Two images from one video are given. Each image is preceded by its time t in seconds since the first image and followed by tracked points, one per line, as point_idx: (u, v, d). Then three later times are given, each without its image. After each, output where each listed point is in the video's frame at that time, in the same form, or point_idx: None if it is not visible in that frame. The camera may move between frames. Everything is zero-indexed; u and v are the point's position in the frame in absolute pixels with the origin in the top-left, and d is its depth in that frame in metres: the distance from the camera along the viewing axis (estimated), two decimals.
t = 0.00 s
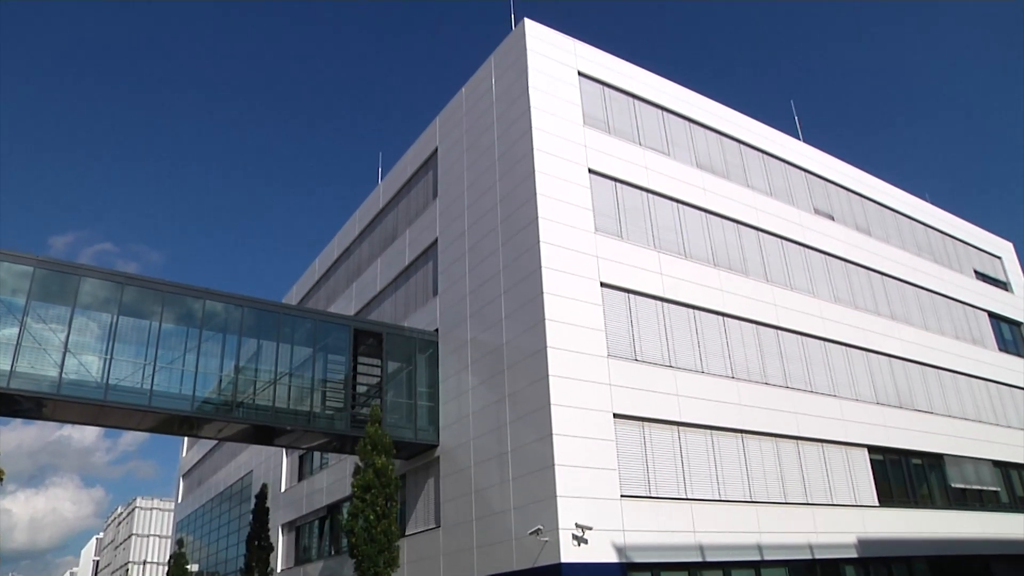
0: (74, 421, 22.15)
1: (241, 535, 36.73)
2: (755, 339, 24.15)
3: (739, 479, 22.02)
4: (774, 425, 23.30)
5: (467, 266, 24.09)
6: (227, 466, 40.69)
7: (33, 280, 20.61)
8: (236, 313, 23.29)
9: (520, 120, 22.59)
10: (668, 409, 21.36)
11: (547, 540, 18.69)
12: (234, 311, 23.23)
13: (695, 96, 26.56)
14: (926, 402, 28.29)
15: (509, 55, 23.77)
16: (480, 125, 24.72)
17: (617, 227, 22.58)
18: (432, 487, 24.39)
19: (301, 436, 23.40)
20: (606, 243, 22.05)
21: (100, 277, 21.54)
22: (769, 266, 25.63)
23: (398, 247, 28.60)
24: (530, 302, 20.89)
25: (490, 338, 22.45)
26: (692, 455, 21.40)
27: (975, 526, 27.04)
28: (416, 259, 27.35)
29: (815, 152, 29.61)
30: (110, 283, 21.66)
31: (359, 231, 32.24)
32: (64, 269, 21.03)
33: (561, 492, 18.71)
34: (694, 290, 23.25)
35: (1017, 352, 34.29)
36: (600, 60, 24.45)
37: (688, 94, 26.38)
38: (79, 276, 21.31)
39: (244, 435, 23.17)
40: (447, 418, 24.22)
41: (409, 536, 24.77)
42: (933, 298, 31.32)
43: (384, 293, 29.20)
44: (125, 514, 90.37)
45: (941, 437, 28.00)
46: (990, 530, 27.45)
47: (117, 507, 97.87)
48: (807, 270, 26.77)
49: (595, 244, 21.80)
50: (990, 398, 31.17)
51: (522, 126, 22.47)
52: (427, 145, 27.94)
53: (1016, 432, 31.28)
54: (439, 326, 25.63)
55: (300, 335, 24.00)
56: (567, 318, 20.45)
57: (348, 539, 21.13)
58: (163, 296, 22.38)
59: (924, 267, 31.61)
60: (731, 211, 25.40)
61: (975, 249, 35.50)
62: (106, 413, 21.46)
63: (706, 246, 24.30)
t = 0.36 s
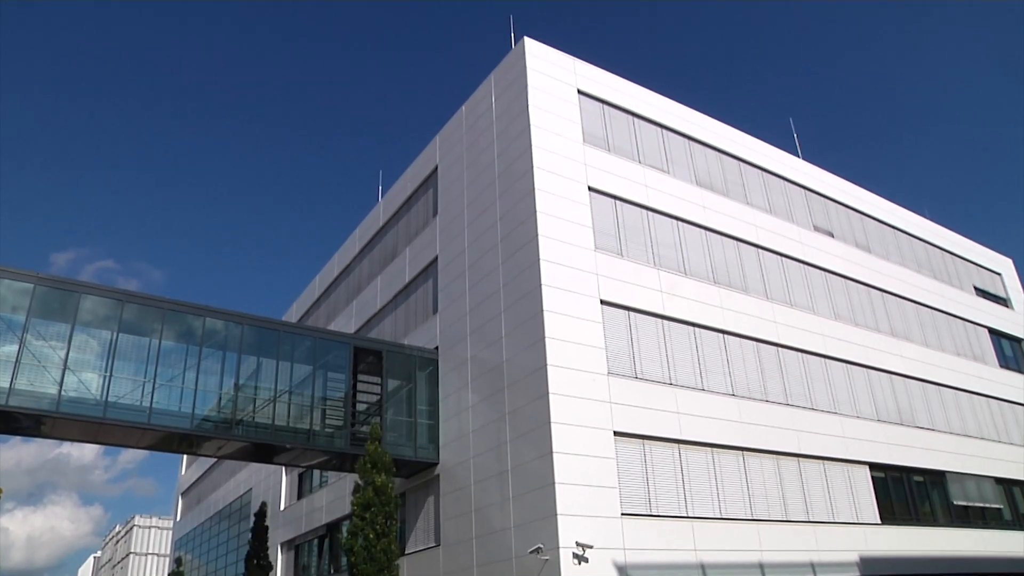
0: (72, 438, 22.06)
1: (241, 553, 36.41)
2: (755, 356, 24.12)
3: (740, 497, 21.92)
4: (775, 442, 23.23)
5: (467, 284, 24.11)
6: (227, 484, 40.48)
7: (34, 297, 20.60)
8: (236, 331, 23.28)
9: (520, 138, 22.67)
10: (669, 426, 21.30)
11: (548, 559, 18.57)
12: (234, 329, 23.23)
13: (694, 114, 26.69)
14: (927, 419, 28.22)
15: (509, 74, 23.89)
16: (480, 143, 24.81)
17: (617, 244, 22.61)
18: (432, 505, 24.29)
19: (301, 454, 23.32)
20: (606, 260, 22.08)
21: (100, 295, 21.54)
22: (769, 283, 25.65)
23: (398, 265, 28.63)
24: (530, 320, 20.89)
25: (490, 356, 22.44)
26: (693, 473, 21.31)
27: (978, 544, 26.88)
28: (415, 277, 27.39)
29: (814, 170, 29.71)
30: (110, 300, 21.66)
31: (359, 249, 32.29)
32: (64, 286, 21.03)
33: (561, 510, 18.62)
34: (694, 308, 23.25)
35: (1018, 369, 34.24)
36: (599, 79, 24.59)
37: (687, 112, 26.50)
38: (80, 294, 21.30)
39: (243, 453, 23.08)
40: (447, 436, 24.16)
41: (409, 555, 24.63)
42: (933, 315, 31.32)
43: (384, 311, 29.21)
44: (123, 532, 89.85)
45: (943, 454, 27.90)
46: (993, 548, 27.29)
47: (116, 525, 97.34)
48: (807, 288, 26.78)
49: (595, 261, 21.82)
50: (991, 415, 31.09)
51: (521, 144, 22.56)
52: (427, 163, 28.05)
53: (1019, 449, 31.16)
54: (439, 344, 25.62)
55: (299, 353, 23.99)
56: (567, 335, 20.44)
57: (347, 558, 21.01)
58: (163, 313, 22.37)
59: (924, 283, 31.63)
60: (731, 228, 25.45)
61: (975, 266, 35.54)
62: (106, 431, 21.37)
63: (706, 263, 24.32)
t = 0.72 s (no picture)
0: (71, 453, 21.97)
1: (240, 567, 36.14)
2: (755, 370, 24.10)
3: (741, 512, 21.82)
4: (775, 457, 23.17)
5: (467, 299, 24.13)
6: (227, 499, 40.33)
7: (34, 311, 20.58)
8: (236, 346, 23.27)
9: (520, 153, 22.74)
10: (669, 441, 21.25)
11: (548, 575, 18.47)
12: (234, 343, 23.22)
13: (694, 129, 26.77)
14: (928, 432, 28.16)
15: (509, 89, 23.99)
16: (480, 158, 24.89)
17: (617, 259, 22.63)
18: (432, 521, 24.20)
19: (300, 469, 23.27)
20: (605, 274, 22.10)
21: (101, 309, 21.53)
22: (769, 297, 25.66)
23: (398, 279, 28.66)
24: (530, 334, 20.89)
25: (490, 370, 22.43)
26: (694, 488, 21.23)
27: (980, 559, 26.75)
28: (415, 292, 27.43)
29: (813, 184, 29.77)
30: (110, 314, 21.64)
31: (359, 264, 32.34)
32: (64, 301, 21.01)
33: (562, 526, 18.54)
34: (694, 322, 23.25)
35: (1019, 382, 34.19)
36: (599, 93, 24.68)
37: (687, 127, 26.58)
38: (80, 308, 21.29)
39: (243, 467, 23.02)
40: (447, 451, 24.10)
41: (408, 571, 24.51)
42: (933, 328, 31.33)
43: (384, 325, 29.21)
44: (122, 547, 89.45)
45: (944, 468, 27.81)
46: (996, 563, 27.15)
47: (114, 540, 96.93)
48: (807, 302, 26.78)
49: (595, 276, 21.84)
50: (993, 429, 31.02)
51: (521, 158, 22.62)
52: (427, 178, 28.12)
53: (1021, 463, 31.07)
54: (439, 359, 25.61)
55: (299, 368, 23.98)
56: (567, 350, 20.43)
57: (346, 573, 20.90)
58: (163, 328, 22.35)
59: (924, 297, 31.65)
60: (730, 242, 25.49)
61: (975, 279, 35.56)
62: (105, 446, 21.31)
63: (706, 278, 24.34)
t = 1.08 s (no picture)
0: (70, 463, 21.92)
1: None
2: (755, 380, 24.09)
3: (742, 522, 21.76)
4: (776, 467, 23.12)
5: (467, 309, 24.13)
6: (225, 509, 40.30)
7: (34, 321, 20.57)
8: (236, 355, 23.26)
9: (519, 163, 22.78)
10: (670, 451, 21.22)
11: None
12: (234, 353, 23.22)
13: (694, 139, 26.84)
14: (928, 442, 28.12)
15: (509, 100, 24.06)
16: (480, 168, 24.94)
17: (616, 268, 22.65)
18: (432, 531, 24.13)
19: (300, 479, 23.22)
20: (605, 284, 22.11)
21: (100, 319, 21.52)
22: (769, 307, 25.66)
23: (398, 289, 28.66)
24: (530, 345, 20.88)
25: (490, 380, 22.41)
26: (695, 499, 21.18)
27: (982, 569, 26.67)
28: (415, 302, 27.42)
29: (813, 194, 29.83)
30: (110, 324, 21.63)
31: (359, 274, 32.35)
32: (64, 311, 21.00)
33: (562, 536, 18.48)
34: (695, 332, 23.26)
35: (1019, 392, 34.17)
36: (599, 104, 24.76)
37: (687, 137, 26.66)
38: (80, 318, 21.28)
39: (242, 478, 22.97)
40: (447, 461, 24.06)
41: None
42: (934, 338, 31.34)
43: (384, 336, 29.20)
44: (121, 557, 89.21)
45: (945, 477, 27.76)
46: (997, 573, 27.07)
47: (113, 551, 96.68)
48: (807, 311, 26.79)
49: (595, 286, 21.85)
50: (994, 439, 30.98)
51: (521, 168, 22.66)
52: (427, 188, 28.17)
53: (1021, 473, 31.02)
54: (439, 369, 25.60)
55: (299, 378, 23.96)
56: (567, 360, 20.41)
57: None
58: (163, 337, 22.34)
59: (924, 306, 31.66)
60: (730, 252, 25.52)
61: (975, 289, 35.59)
62: (104, 456, 21.25)
63: (706, 288, 24.35)
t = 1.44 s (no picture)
0: (70, 468, 21.89)
1: None
2: (755, 384, 24.09)
3: (742, 526, 21.74)
4: (775, 471, 23.10)
5: (467, 313, 24.11)
6: (225, 513, 40.18)
7: (33, 325, 20.55)
8: (236, 360, 23.25)
9: (519, 167, 22.79)
10: (670, 456, 21.20)
11: None
12: (234, 357, 23.21)
13: (694, 144, 26.87)
14: (928, 446, 28.11)
15: (509, 104, 24.08)
16: (480, 172, 24.95)
17: (616, 272, 22.66)
18: (432, 536, 24.10)
19: (299, 484, 23.19)
20: (605, 288, 22.11)
21: (100, 323, 21.51)
22: (769, 312, 25.67)
23: (398, 293, 28.66)
24: (529, 349, 20.87)
25: (490, 384, 22.40)
26: (694, 503, 21.16)
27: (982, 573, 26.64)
28: (415, 306, 27.41)
29: (813, 198, 29.85)
30: (110, 328, 21.62)
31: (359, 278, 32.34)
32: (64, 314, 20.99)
33: (562, 540, 18.46)
34: (695, 337, 23.27)
35: (1019, 396, 34.16)
36: (599, 108, 24.79)
37: (686, 141, 26.69)
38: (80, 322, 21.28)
39: (242, 482, 22.94)
40: (447, 466, 24.04)
41: None
42: (933, 342, 31.34)
43: (384, 340, 29.19)
44: (120, 561, 89.16)
45: (945, 481, 27.74)
46: None
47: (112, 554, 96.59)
48: (807, 315, 26.80)
49: (595, 290, 21.86)
50: (994, 444, 30.96)
51: (521, 172, 22.66)
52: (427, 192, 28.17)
53: (1022, 477, 30.99)
54: (438, 373, 25.59)
55: (299, 382, 23.95)
56: (567, 364, 20.41)
57: None
58: (162, 342, 22.32)
59: (924, 310, 31.67)
60: (730, 256, 25.53)
61: (975, 293, 35.60)
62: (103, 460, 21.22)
63: (706, 292, 24.36)
